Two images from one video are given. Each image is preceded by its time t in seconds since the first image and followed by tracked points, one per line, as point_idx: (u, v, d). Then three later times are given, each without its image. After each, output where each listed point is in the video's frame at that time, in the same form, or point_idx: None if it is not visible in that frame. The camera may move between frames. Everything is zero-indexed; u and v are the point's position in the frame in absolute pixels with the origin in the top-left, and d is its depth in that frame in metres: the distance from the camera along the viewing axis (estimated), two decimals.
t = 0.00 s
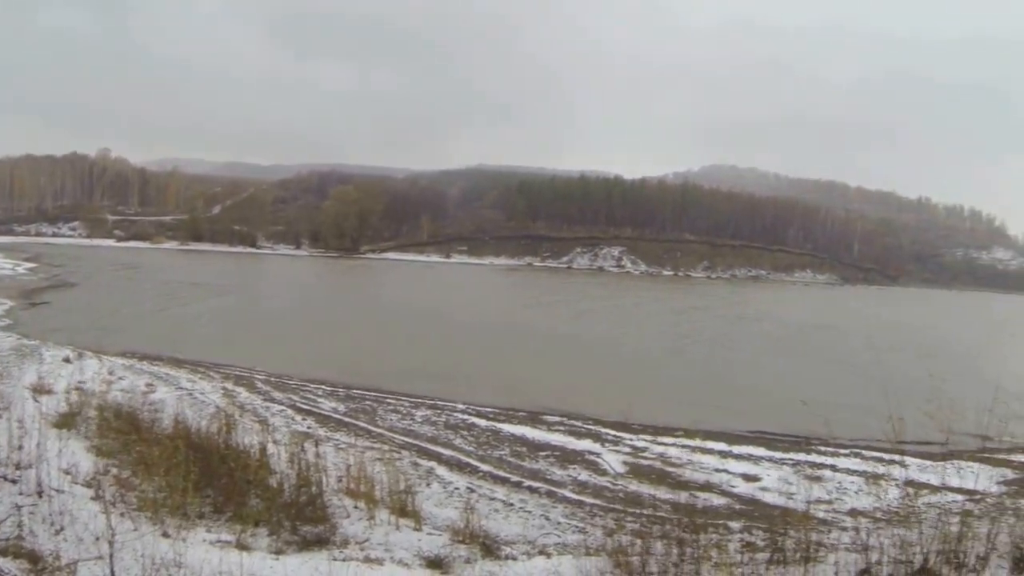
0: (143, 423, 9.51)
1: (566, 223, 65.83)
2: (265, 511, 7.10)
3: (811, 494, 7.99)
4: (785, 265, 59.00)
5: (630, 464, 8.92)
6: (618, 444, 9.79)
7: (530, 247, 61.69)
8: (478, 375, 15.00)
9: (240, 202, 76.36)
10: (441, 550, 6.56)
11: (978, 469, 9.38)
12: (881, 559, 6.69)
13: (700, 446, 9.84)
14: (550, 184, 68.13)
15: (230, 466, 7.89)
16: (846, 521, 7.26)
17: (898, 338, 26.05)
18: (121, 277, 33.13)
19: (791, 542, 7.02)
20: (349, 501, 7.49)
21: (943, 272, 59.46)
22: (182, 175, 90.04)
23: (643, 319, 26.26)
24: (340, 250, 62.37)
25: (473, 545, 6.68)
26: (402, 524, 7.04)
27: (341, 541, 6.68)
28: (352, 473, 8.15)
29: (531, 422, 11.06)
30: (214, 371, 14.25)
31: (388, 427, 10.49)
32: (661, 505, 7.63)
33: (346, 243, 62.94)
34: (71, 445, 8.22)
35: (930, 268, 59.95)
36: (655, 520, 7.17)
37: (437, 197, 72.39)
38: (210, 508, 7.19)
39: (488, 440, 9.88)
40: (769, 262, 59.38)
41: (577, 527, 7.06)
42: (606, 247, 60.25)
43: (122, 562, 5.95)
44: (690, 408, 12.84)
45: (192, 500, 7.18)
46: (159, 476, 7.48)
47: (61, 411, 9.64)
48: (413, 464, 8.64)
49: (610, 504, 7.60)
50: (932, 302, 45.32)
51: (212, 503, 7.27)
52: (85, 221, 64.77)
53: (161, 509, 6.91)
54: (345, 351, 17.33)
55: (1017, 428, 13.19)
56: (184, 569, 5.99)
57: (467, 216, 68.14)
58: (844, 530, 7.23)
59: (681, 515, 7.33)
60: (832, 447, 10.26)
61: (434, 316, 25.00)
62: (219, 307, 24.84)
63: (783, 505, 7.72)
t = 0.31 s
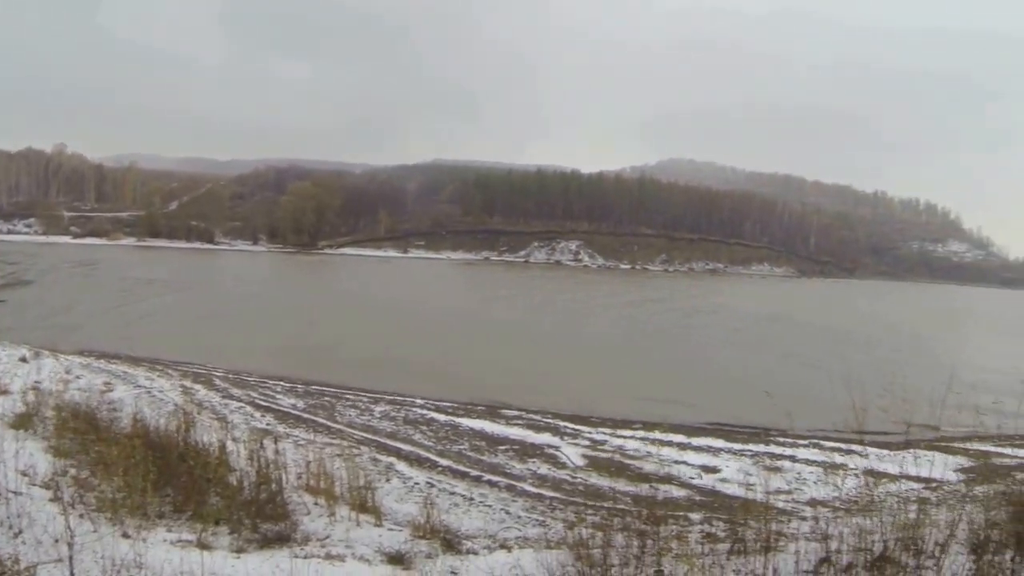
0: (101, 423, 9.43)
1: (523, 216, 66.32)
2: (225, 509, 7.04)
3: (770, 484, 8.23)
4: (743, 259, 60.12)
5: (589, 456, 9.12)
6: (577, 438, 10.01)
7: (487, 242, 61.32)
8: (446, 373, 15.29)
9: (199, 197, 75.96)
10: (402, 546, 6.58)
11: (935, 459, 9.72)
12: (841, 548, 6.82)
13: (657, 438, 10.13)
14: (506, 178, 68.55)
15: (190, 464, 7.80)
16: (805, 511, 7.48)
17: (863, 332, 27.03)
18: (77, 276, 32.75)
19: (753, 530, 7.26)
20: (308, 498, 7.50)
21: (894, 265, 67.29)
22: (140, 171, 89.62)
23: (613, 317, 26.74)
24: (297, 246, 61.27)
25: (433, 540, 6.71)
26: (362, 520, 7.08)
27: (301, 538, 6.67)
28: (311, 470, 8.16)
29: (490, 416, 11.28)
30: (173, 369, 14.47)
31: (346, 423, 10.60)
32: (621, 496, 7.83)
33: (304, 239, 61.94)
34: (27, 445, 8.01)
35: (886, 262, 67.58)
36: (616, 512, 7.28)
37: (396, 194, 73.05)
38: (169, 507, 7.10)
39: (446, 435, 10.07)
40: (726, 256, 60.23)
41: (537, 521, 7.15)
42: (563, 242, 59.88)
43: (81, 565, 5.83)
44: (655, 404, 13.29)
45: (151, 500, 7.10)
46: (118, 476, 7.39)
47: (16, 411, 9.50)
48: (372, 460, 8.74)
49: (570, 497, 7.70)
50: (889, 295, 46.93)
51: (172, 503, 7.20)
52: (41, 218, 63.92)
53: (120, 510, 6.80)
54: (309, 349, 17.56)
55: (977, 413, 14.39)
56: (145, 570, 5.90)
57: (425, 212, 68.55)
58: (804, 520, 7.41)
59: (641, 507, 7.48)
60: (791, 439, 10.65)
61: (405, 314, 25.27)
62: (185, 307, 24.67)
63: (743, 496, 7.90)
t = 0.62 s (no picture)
0: (59, 422, 9.35)
1: (482, 209, 67.29)
2: (187, 508, 6.98)
3: (732, 473, 8.71)
4: (702, 250, 61.09)
5: (551, 449, 9.60)
6: (540, 431, 10.59)
7: (447, 236, 63.22)
8: (414, 370, 15.72)
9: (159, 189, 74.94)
10: (366, 541, 6.61)
11: (894, 449, 10.19)
12: (803, 537, 6.91)
13: (619, 429, 10.77)
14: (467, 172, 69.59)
15: (151, 462, 7.76)
16: (767, 500, 7.82)
17: (824, 324, 27.87)
18: (33, 274, 32.20)
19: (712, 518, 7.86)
20: (271, 496, 7.53)
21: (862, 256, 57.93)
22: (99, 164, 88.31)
23: (580, 311, 27.29)
24: (258, 240, 62.86)
25: (397, 534, 6.76)
26: (325, 516, 7.15)
27: (263, 536, 6.67)
28: (273, 467, 8.23)
29: (451, 410, 11.86)
30: (133, 367, 14.65)
31: (308, 418, 11.03)
32: (583, 488, 8.17)
33: (264, 234, 63.34)
34: None
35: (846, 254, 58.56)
36: (579, 504, 7.43)
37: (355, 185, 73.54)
38: (131, 507, 7.02)
39: (407, 429, 10.51)
40: (687, 248, 61.62)
41: (500, 513, 7.30)
42: (522, 235, 62.58)
43: (43, 568, 5.69)
44: (618, 398, 13.94)
45: (113, 500, 7.03)
46: (78, 477, 7.31)
47: None
48: (335, 455, 9.03)
49: (530, 489, 8.04)
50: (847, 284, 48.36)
51: (134, 502, 7.12)
52: None
53: (81, 512, 6.69)
54: (274, 346, 17.94)
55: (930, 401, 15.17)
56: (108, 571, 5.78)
57: (384, 202, 68.68)
58: (765, 509, 7.62)
59: (603, 499, 7.69)
60: (751, 429, 11.30)
61: (373, 309, 25.79)
62: (149, 305, 24.65)
63: (704, 486, 8.27)
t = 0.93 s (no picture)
0: (21, 422, 9.29)
1: (443, 203, 67.05)
2: (151, 507, 6.94)
3: (697, 466, 8.98)
4: (666, 241, 60.87)
5: (515, 442, 9.83)
6: (502, 424, 10.74)
7: (409, 228, 62.52)
8: (381, 364, 15.77)
9: (120, 185, 73.26)
10: (331, 537, 6.64)
11: (856, 439, 10.58)
12: (768, 525, 6.99)
13: (584, 421, 11.03)
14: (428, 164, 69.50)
15: (113, 461, 7.73)
16: (731, 490, 8.14)
17: (786, 313, 28.50)
18: None
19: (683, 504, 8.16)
20: (235, 492, 7.54)
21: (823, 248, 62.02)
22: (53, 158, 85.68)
23: (551, 303, 27.53)
24: (219, 235, 61.24)
25: (362, 529, 6.82)
26: (290, 511, 7.18)
27: (228, 533, 6.67)
28: (237, 463, 8.27)
29: (414, 403, 12.02)
30: (95, 364, 14.53)
31: (271, 413, 11.16)
32: (548, 481, 8.37)
33: (225, 229, 61.79)
34: None
35: (807, 245, 62.01)
36: (542, 498, 7.63)
37: (317, 178, 73.09)
38: (95, 507, 6.97)
39: (369, 422, 10.66)
40: (648, 240, 61.22)
41: (465, 507, 7.46)
42: (484, 227, 61.72)
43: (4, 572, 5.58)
44: (584, 390, 14.11)
45: (77, 500, 6.99)
46: (40, 477, 7.25)
47: None
48: (298, 450, 9.14)
49: (495, 482, 8.29)
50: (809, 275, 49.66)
51: (97, 502, 7.08)
52: None
53: (44, 513, 6.61)
54: (242, 340, 18.07)
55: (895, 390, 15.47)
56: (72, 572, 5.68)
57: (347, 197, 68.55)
58: (729, 500, 7.80)
59: (568, 492, 7.91)
60: (716, 419, 11.60)
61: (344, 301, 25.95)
62: (114, 302, 24.32)
63: (667, 477, 8.55)
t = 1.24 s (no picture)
0: None
1: (406, 195, 67.61)
2: (116, 506, 6.90)
3: (661, 456, 9.30)
4: (629, 235, 64.67)
5: (478, 434, 10.10)
6: (466, 416, 11.02)
7: (371, 222, 62.06)
8: (351, 358, 15.89)
9: (81, 183, 71.54)
10: (299, 534, 6.69)
11: (826, 429, 10.77)
12: (733, 515, 7.07)
13: (548, 414, 11.26)
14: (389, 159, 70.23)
15: (77, 460, 7.68)
16: (697, 480, 8.43)
17: (745, 302, 29.43)
18: None
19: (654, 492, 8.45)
20: (202, 490, 7.57)
21: (780, 239, 71.15)
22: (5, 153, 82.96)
23: (524, 296, 27.77)
24: (180, 230, 59.95)
25: (329, 524, 6.92)
26: (256, 508, 7.23)
27: (195, 531, 6.68)
28: (202, 460, 8.30)
29: (378, 398, 12.18)
30: (58, 364, 14.33)
31: (236, 409, 11.24)
32: (511, 473, 8.60)
33: (188, 224, 60.51)
34: None
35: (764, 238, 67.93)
36: (507, 491, 7.82)
37: (279, 173, 73.00)
38: (59, 507, 6.93)
39: (334, 417, 10.84)
40: (611, 232, 64.42)
41: (430, 501, 7.64)
42: (447, 222, 61.95)
43: None
44: (549, 381, 14.41)
45: (41, 500, 6.94)
46: (4, 478, 7.20)
47: None
48: (264, 447, 9.26)
49: (460, 475, 8.52)
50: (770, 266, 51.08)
51: (61, 503, 7.03)
52: None
53: (9, 515, 6.55)
54: (216, 336, 18.10)
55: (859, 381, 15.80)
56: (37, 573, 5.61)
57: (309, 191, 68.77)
58: (694, 491, 7.94)
59: (533, 485, 8.12)
60: (680, 410, 11.93)
61: (314, 296, 26.02)
62: (83, 301, 24.03)
63: (632, 468, 8.87)
